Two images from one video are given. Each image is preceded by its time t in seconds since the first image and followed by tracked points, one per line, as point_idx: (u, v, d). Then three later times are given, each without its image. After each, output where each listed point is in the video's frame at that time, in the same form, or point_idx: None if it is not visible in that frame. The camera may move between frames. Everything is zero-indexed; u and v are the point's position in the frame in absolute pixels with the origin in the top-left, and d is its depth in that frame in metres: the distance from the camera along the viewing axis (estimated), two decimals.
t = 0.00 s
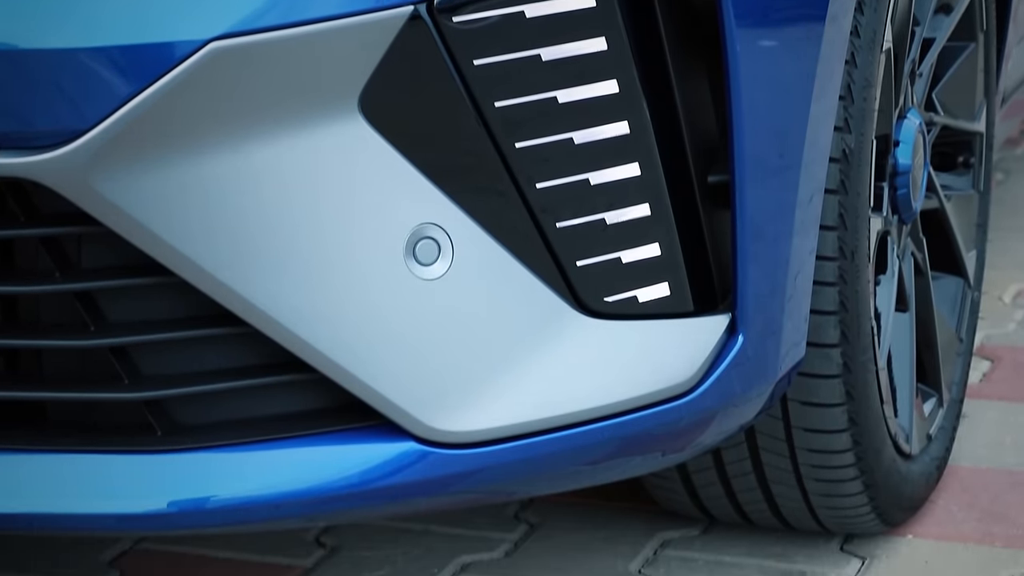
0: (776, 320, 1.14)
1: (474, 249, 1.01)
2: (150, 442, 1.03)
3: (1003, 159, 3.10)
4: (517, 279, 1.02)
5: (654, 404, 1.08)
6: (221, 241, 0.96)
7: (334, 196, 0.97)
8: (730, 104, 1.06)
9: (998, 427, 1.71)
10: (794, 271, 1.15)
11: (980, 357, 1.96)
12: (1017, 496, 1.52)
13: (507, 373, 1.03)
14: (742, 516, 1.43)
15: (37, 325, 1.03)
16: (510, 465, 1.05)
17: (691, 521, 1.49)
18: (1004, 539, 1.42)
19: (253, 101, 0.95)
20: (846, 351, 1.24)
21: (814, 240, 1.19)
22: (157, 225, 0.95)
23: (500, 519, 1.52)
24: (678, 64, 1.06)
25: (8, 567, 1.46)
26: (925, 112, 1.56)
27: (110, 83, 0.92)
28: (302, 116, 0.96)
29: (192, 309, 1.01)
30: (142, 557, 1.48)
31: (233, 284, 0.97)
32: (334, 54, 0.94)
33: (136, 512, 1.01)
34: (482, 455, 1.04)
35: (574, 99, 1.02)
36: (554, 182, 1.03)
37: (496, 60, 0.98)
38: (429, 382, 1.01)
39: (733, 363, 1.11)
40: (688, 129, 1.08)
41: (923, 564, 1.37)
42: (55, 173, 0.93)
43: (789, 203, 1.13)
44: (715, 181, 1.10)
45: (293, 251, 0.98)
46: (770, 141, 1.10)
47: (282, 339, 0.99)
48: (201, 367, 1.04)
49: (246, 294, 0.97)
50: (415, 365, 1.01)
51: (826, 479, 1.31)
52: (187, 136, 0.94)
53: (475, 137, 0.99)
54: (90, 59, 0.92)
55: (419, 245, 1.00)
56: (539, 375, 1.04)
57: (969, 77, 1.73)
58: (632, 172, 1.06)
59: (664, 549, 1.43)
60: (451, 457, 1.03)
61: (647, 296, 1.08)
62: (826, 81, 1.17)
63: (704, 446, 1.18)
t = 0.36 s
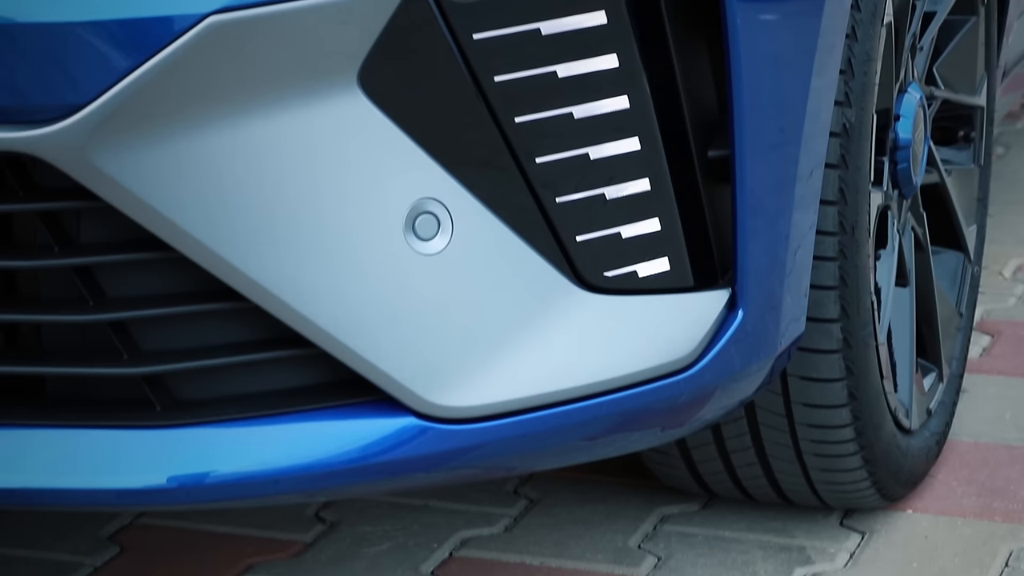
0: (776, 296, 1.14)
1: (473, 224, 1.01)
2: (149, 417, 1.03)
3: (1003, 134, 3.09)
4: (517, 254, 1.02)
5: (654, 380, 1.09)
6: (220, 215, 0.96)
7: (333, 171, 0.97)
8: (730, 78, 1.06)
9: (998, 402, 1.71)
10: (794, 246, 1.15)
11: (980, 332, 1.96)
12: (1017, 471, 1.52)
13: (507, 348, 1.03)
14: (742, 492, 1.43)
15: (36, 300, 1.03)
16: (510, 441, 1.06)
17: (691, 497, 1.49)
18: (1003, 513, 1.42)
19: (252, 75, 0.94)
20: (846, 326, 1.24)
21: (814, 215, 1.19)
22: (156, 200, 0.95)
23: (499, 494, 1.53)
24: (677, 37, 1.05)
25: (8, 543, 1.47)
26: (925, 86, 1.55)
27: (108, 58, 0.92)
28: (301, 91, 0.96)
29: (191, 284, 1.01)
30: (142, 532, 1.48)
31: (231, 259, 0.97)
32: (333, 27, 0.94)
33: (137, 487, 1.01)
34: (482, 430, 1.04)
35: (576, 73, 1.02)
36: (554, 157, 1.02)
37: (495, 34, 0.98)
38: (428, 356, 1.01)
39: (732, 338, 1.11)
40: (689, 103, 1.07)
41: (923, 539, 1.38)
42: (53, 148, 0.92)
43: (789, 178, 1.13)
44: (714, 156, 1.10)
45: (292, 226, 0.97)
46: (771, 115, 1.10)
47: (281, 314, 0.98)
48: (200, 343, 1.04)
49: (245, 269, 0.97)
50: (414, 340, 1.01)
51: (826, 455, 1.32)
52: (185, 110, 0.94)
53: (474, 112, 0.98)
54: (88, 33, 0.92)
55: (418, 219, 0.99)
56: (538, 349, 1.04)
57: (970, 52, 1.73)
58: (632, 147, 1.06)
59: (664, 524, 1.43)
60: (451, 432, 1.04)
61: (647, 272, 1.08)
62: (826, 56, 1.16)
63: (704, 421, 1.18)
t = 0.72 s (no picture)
0: (775, 268, 1.14)
1: (473, 197, 1.01)
2: (149, 390, 1.03)
3: (1003, 105, 3.09)
4: (516, 226, 1.02)
5: (653, 352, 1.09)
6: (219, 188, 0.96)
7: (333, 143, 0.97)
8: (730, 51, 1.06)
9: (998, 374, 1.71)
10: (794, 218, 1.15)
11: (979, 304, 1.96)
12: (1016, 443, 1.52)
13: (507, 321, 1.03)
14: (741, 463, 1.43)
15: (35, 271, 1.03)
16: (510, 413, 1.06)
17: (690, 468, 1.50)
18: (1003, 485, 1.43)
19: (250, 47, 0.94)
20: (846, 298, 1.25)
21: (813, 187, 1.19)
22: (155, 172, 0.95)
23: (499, 466, 1.53)
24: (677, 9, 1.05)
25: (8, 514, 1.47)
26: (925, 58, 1.55)
27: (106, 30, 0.91)
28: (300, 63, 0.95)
29: (190, 257, 1.01)
30: (142, 504, 1.49)
31: (231, 231, 0.97)
32: None
33: (137, 459, 1.01)
34: (482, 402, 1.04)
35: (576, 45, 1.02)
36: (554, 129, 1.02)
37: (495, 6, 0.98)
38: (427, 329, 1.01)
39: (732, 310, 1.11)
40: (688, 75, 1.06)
41: (922, 511, 1.38)
42: (52, 120, 0.92)
43: (789, 150, 1.13)
44: (713, 128, 1.09)
45: (291, 199, 0.97)
46: (770, 87, 1.09)
47: (280, 286, 0.98)
48: (200, 315, 1.04)
49: (245, 242, 0.97)
50: (414, 312, 1.01)
51: (825, 427, 1.32)
52: (184, 82, 0.94)
53: (474, 84, 0.98)
54: (86, 5, 0.92)
55: (418, 192, 0.99)
56: (537, 321, 1.04)
57: (971, 23, 1.72)
58: (632, 120, 1.06)
59: (663, 496, 1.44)
60: (451, 405, 1.04)
61: (647, 244, 1.08)
62: (827, 28, 1.16)
63: (703, 394, 1.18)
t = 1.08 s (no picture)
0: (775, 242, 1.14)
1: (473, 170, 1.00)
2: (149, 364, 1.04)
3: (1003, 79, 3.07)
4: (515, 200, 1.02)
5: (653, 326, 1.09)
6: (219, 161, 0.96)
7: (332, 117, 0.97)
8: (730, 23, 1.06)
9: (997, 348, 1.71)
10: (793, 192, 1.15)
11: (979, 278, 1.96)
12: (1015, 417, 1.53)
13: (508, 295, 1.03)
14: (740, 437, 1.44)
15: (34, 246, 1.03)
16: (509, 387, 1.06)
17: (690, 442, 1.50)
18: (1001, 459, 1.43)
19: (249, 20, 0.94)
20: (846, 272, 1.25)
21: (813, 160, 1.18)
22: (155, 146, 0.95)
23: (499, 440, 1.53)
24: None
25: (8, 487, 1.48)
26: (926, 32, 1.55)
27: (105, 4, 0.91)
28: (298, 36, 0.95)
29: (190, 231, 1.01)
30: (142, 478, 1.49)
31: (231, 205, 0.96)
32: None
33: (136, 432, 1.01)
34: (481, 376, 1.05)
35: (575, 19, 1.02)
36: (553, 103, 1.02)
37: None
38: (428, 302, 1.02)
39: (732, 284, 1.11)
40: (688, 49, 1.06)
41: (921, 484, 1.39)
42: (51, 94, 0.92)
43: (789, 124, 1.12)
44: (713, 102, 1.09)
45: (290, 172, 0.97)
46: (770, 60, 1.09)
47: (280, 260, 0.98)
48: (199, 289, 1.04)
49: (244, 216, 0.97)
50: (414, 286, 1.01)
51: (825, 400, 1.32)
52: (183, 56, 0.94)
53: (473, 58, 0.98)
54: None
55: (417, 165, 0.99)
56: (537, 295, 1.04)
57: None
58: (632, 93, 1.05)
59: (663, 470, 1.44)
60: (450, 378, 1.04)
61: (646, 219, 1.08)
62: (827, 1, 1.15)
63: (703, 367, 1.18)
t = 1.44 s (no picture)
0: (775, 214, 1.13)
1: (473, 142, 1.00)
2: (149, 336, 1.03)
3: (1004, 50, 3.06)
4: (516, 172, 1.02)
5: (653, 298, 1.09)
6: (219, 133, 0.96)
7: (332, 88, 0.97)
8: None
9: (997, 320, 1.71)
10: (793, 164, 1.15)
11: (979, 249, 1.96)
12: (1015, 388, 1.53)
13: (508, 267, 1.03)
14: (740, 409, 1.44)
15: (34, 217, 1.03)
16: (509, 359, 1.06)
17: (690, 414, 1.50)
18: (1001, 431, 1.43)
19: None
20: (846, 244, 1.25)
21: (813, 132, 1.18)
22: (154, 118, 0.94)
23: (499, 412, 1.53)
24: None
25: (8, 459, 1.48)
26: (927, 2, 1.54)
27: None
28: (298, 7, 0.95)
29: (188, 203, 1.01)
30: (142, 450, 1.49)
31: (230, 177, 0.96)
32: None
33: (136, 404, 1.02)
34: (480, 348, 1.05)
35: None
36: (553, 75, 1.02)
37: None
38: (428, 274, 1.01)
39: (732, 256, 1.11)
40: (688, 20, 1.06)
41: (921, 456, 1.39)
42: (51, 65, 0.92)
43: (789, 95, 1.12)
44: (713, 74, 1.08)
45: (290, 144, 0.97)
46: (771, 31, 1.09)
47: (280, 232, 0.98)
48: (198, 262, 1.04)
49: (244, 188, 0.97)
50: (415, 258, 1.01)
51: (825, 372, 1.32)
52: (182, 27, 0.94)
53: (472, 30, 0.98)
54: None
55: (417, 137, 0.99)
56: (538, 267, 1.04)
57: None
58: (632, 65, 1.05)
59: (663, 442, 1.45)
60: (450, 351, 1.04)
61: (646, 191, 1.07)
62: None
63: (703, 339, 1.18)
